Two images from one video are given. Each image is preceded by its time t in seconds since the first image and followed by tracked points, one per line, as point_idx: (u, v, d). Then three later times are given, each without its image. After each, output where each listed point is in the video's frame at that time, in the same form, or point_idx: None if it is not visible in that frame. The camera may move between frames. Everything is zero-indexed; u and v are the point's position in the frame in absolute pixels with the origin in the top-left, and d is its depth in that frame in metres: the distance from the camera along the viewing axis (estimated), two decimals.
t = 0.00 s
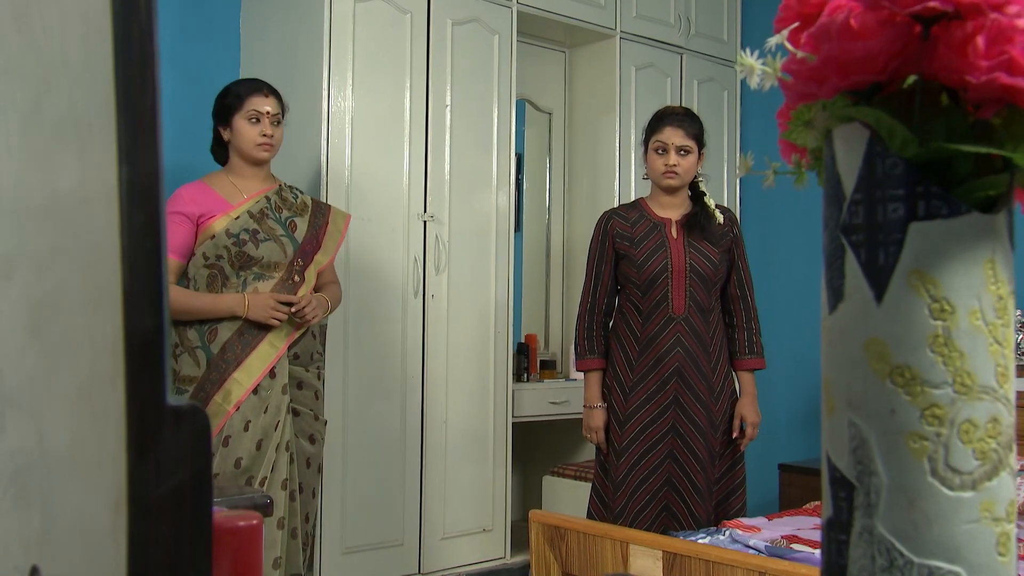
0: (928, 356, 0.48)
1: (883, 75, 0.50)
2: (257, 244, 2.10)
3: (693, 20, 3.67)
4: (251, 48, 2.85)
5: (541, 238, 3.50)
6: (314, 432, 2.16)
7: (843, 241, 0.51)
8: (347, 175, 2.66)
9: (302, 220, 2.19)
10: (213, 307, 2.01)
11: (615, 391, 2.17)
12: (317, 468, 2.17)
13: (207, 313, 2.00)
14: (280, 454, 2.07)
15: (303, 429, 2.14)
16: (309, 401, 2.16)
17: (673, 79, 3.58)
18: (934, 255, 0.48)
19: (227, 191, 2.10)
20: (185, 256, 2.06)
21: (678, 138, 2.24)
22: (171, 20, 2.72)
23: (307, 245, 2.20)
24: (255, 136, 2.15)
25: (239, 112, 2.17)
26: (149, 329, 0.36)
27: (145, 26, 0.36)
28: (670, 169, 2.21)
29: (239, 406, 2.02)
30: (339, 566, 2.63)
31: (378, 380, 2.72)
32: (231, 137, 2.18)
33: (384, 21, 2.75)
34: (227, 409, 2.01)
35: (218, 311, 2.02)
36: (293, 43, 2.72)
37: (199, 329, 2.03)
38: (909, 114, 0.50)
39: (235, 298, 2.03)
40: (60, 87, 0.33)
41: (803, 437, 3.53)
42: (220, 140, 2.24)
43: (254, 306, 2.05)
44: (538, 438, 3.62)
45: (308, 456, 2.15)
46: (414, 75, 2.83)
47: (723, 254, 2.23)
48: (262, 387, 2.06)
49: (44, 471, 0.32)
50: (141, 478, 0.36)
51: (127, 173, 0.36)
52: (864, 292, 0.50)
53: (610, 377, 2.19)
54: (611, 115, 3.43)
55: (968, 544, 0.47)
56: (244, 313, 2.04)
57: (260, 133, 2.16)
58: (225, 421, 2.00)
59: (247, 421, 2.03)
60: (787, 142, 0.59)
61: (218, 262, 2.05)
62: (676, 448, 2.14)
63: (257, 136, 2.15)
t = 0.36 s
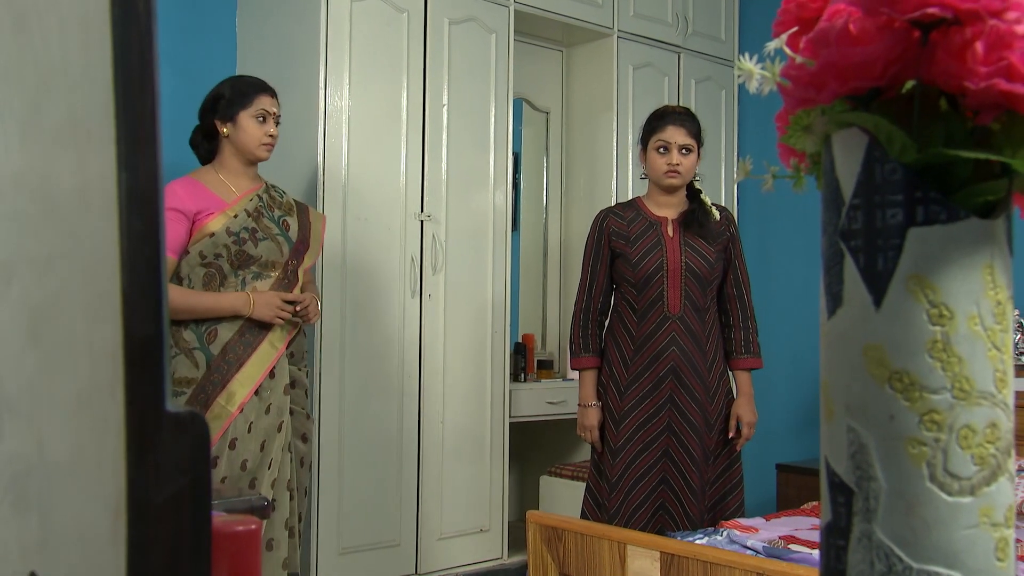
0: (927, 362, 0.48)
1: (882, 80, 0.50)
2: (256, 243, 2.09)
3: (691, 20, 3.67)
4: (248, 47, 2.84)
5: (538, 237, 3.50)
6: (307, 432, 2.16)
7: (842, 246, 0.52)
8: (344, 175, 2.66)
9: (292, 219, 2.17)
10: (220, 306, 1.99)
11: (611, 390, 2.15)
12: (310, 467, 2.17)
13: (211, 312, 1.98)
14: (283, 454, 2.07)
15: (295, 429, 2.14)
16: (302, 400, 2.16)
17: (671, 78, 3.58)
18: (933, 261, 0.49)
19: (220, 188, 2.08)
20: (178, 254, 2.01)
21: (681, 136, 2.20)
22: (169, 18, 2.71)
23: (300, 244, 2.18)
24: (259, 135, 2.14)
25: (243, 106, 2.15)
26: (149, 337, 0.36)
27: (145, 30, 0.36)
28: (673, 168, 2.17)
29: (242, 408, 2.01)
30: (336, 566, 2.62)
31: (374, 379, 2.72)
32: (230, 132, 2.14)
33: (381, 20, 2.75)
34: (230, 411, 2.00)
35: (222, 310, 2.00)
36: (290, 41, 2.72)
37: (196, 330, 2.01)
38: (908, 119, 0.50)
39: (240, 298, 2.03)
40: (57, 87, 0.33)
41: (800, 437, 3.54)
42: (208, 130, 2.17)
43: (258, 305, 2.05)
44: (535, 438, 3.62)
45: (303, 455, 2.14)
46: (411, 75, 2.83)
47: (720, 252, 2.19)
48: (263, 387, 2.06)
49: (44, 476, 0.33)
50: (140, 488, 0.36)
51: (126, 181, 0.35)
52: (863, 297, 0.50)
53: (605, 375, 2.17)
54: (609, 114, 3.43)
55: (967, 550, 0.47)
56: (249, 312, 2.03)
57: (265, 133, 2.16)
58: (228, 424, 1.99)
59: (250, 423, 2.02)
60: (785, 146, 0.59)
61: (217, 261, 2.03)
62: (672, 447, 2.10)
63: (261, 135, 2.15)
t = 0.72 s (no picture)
0: (929, 366, 0.48)
1: (884, 84, 0.50)
2: (258, 244, 2.07)
3: (691, 17, 3.67)
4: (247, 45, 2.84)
5: (537, 236, 3.50)
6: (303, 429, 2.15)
7: (844, 250, 0.52)
8: (343, 174, 2.66)
9: (282, 220, 2.15)
10: (225, 308, 1.97)
11: (609, 387, 2.13)
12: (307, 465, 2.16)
13: (217, 312, 1.96)
14: (284, 456, 2.06)
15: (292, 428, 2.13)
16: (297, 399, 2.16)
17: (670, 76, 3.58)
18: (934, 265, 0.49)
19: (217, 187, 2.05)
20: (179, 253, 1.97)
21: (683, 135, 2.19)
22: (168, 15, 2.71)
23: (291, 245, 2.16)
24: (254, 135, 2.13)
25: (236, 106, 2.11)
26: (152, 342, 0.36)
27: (146, 34, 0.37)
28: (675, 167, 2.16)
29: (246, 411, 1.99)
30: (335, 565, 2.62)
31: (373, 379, 2.72)
32: (224, 130, 2.11)
33: (380, 18, 2.75)
34: (234, 414, 1.98)
35: (231, 310, 1.99)
36: (288, 39, 2.71)
37: (198, 332, 1.97)
38: (910, 122, 0.50)
39: (248, 300, 2.01)
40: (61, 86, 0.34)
41: (800, 436, 3.54)
42: (200, 128, 2.14)
43: (265, 308, 2.04)
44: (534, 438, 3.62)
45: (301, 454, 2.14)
46: (410, 73, 2.83)
47: (719, 249, 2.18)
48: (264, 390, 2.04)
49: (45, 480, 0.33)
50: (142, 494, 0.36)
51: (128, 186, 0.36)
52: (865, 301, 0.50)
53: (603, 371, 2.17)
54: (608, 112, 3.43)
55: (968, 554, 0.47)
56: (255, 315, 2.02)
57: (259, 134, 2.14)
58: (232, 426, 1.97)
59: (252, 426, 2.00)
60: (787, 149, 0.59)
61: (220, 261, 2.01)
62: (669, 444, 2.10)
63: (256, 135, 2.13)
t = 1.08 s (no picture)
0: (929, 370, 0.48)
1: (885, 88, 0.50)
2: (272, 244, 1.99)
3: (690, 15, 3.67)
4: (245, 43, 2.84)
5: (536, 234, 3.49)
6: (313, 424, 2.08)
7: (844, 253, 0.52)
8: (341, 172, 2.66)
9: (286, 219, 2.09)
10: (245, 308, 1.90)
11: (606, 386, 2.13)
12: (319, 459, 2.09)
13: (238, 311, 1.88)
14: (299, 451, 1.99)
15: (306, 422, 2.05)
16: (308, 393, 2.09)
17: (670, 74, 3.58)
18: (935, 269, 0.49)
19: (229, 185, 1.96)
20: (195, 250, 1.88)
21: (678, 134, 2.19)
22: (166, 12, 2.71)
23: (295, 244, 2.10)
24: (260, 135, 2.04)
25: (243, 105, 2.03)
26: (151, 345, 0.37)
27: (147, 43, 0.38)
28: (670, 165, 2.16)
29: (266, 410, 1.92)
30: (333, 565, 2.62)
31: (370, 377, 2.72)
32: (230, 129, 2.03)
33: (378, 17, 2.75)
34: (255, 413, 1.90)
35: (248, 311, 1.90)
36: (287, 37, 2.71)
37: (215, 333, 1.89)
38: (911, 126, 0.50)
39: (266, 299, 1.94)
40: (63, 99, 0.33)
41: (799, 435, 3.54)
42: (204, 126, 2.04)
43: (283, 307, 1.96)
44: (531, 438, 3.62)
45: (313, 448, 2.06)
46: (408, 72, 2.82)
47: (716, 247, 2.18)
48: (281, 388, 1.96)
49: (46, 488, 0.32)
50: (145, 499, 0.37)
51: (130, 192, 0.36)
52: (865, 304, 0.50)
53: (599, 369, 2.16)
54: (607, 111, 3.43)
55: (969, 557, 0.47)
56: (274, 314, 1.95)
57: (264, 133, 2.06)
58: (254, 426, 1.89)
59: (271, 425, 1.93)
60: (788, 151, 0.59)
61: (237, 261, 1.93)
62: (665, 442, 2.09)
63: (261, 135, 2.05)
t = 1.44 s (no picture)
0: (923, 379, 0.48)
1: (880, 96, 0.50)
2: (304, 246, 1.99)
3: (684, 14, 3.68)
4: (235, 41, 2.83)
5: (529, 233, 3.50)
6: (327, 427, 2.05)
7: (839, 261, 0.52)
8: (333, 171, 2.65)
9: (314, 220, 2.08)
10: (277, 310, 1.89)
11: (597, 387, 2.12)
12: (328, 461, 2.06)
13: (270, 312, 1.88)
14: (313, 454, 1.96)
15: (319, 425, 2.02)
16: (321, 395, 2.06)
17: (664, 73, 3.59)
18: (929, 277, 0.49)
19: (261, 189, 1.96)
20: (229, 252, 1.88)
21: (667, 134, 2.18)
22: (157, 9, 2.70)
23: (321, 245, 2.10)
24: (285, 139, 2.03)
25: (270, 109, 2.01)
26: (147, 357, 0.37)
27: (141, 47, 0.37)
28: (660, 165, 2.16)
29: (296, 413, 1.90)
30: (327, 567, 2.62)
31: (362, 378, 2.72)
32: (257, 134, 2.01)
33: (369, 15, 2.75)
34: (285, 416, 1.88)
35: (282, 312, 1.90)
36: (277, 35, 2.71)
37: (249, 334, 1.88)
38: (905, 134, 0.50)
39: (299, 301, 1.93)
40: (52, 107, 0.32)
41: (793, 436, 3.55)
42: (232, 130, 2.02)
43: (315, 309, 1.95)
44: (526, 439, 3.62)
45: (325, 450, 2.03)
46: (400, 70, 2.82)
47: (706, 247, 2.18)
48: (310, 391, 1.95)
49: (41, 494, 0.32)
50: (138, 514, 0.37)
51: (122, 204, 0.36)
52: (860, 314, 0.50)
53: (589, 370, 2.15)
54: (601, 110, 3.43)
55: (963, 565, 0.47)
56: (307, 316, 1.94)
57: (290, 137, 2.04)
58: (283, 428, 1.87)
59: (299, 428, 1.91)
60: (782, 157, 0.59)
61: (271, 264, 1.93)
62: (656, 443, 2.09)
63: (286, 138, 2.03)
